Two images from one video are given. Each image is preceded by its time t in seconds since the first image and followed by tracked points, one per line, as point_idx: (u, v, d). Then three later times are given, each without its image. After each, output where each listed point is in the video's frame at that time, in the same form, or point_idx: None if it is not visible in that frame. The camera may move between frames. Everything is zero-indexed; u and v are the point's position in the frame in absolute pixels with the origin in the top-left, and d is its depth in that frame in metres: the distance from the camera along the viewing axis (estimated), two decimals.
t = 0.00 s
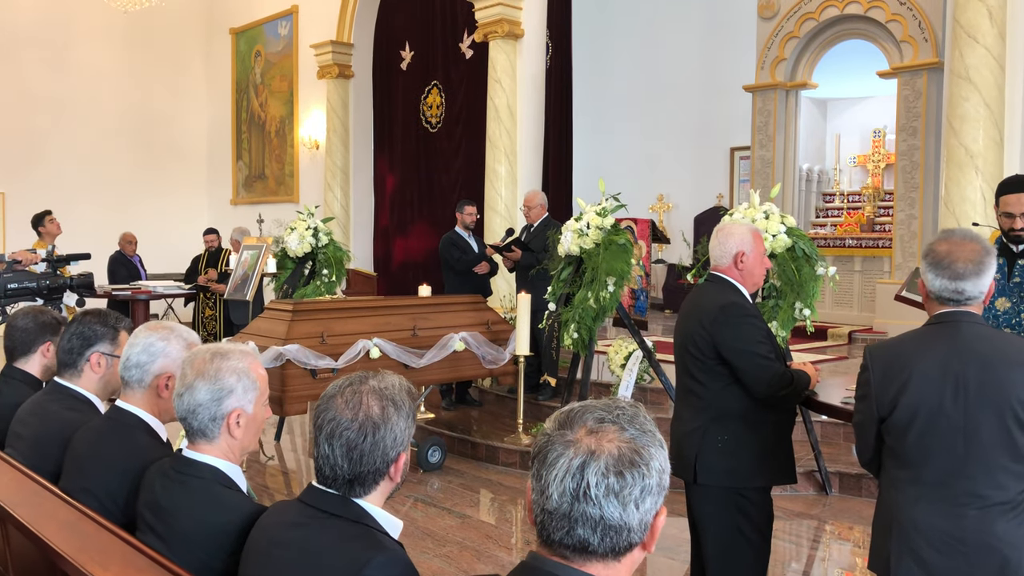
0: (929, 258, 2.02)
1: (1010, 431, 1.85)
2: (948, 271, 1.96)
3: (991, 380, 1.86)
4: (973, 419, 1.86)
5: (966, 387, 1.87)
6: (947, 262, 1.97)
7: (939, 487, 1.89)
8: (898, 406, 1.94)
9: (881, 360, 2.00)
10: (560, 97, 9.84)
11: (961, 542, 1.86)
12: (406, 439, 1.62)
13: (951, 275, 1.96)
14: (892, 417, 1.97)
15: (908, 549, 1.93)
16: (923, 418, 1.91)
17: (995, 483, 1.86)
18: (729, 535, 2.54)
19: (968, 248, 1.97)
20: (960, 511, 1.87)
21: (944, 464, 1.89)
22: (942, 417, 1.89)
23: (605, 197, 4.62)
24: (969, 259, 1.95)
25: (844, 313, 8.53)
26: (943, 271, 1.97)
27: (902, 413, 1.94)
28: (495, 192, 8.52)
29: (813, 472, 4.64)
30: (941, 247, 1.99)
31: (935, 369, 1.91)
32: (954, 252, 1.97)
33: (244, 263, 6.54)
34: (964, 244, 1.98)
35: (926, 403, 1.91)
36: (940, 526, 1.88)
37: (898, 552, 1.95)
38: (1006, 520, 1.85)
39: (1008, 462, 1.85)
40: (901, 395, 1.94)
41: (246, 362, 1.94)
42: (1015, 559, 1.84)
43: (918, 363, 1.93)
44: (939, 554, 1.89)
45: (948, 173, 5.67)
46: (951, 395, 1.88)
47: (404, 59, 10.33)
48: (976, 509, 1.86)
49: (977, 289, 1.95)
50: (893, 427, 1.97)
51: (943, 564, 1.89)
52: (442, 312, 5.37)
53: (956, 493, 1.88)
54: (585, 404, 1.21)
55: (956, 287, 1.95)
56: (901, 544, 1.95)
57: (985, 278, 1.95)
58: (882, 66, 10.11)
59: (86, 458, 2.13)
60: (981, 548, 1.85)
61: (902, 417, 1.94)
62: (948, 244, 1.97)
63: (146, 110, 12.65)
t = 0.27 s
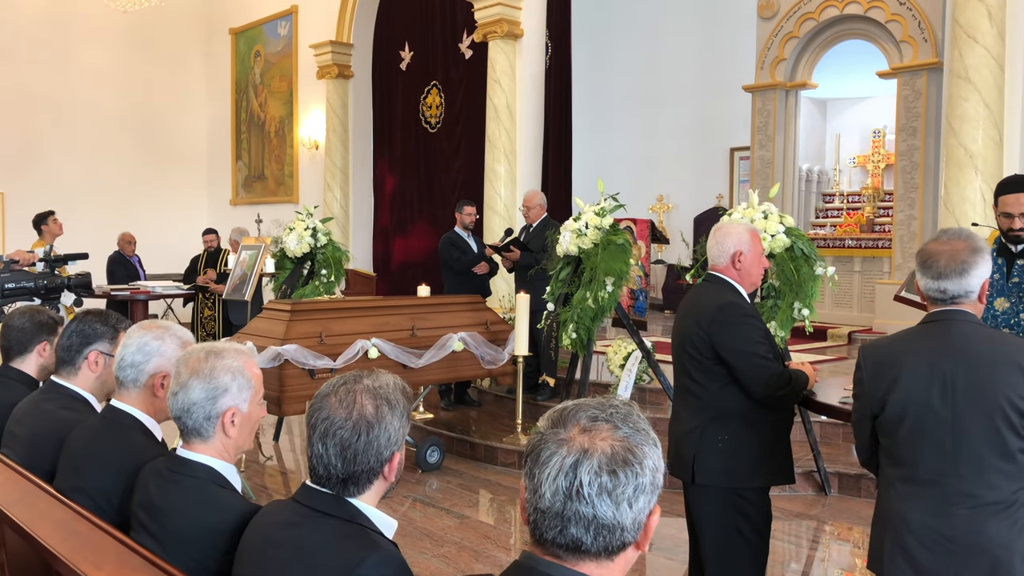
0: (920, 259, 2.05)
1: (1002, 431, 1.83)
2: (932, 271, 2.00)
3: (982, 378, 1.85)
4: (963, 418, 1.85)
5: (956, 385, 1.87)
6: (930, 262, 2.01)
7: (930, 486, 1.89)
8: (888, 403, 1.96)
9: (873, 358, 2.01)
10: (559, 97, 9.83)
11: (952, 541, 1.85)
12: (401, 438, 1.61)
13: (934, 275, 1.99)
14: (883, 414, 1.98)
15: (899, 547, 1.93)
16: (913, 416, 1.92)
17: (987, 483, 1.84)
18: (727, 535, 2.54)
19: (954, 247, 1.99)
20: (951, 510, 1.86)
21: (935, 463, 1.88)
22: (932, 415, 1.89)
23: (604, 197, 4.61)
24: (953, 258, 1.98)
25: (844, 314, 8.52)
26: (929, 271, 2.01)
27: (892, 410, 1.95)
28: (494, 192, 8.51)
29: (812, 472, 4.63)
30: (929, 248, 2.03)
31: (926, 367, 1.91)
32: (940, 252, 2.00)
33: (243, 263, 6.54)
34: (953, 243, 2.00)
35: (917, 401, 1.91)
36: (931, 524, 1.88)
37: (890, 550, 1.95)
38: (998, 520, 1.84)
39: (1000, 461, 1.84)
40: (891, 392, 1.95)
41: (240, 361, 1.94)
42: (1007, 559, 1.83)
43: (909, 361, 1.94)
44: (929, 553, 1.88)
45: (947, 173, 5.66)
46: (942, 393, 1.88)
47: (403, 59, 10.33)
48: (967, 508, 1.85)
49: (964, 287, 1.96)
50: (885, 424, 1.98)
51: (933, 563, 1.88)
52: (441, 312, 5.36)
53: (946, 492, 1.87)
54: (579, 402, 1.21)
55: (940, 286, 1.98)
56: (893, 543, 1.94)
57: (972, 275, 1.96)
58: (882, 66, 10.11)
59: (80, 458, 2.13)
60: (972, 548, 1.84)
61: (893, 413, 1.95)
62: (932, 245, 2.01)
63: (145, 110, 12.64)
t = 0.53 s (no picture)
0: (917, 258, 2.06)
1: (996, 429, 1.83)
2: (926, 269, 2.01)
3: (976, 377, 1.85)
4: (956, 416, 1.85)
5: (949, 383, 1.87)
6: (924, 260, 2.02)
7: (925, 484, 1.88)
8: (882, 402, 1.96)
9: (869, 356, 2.02)
10: (558, 97, 9.82)
11: (946, 540, 1.85)
12: (394, 438, 1.61)
13: (928, 273, 2.00)
14: (878, 412, 1.98)
15: (895, 546, 1.93)
16: (907, 414, 1.91)
17: (982, 482, 1.83)
18: (725, 535, 2.53)
19: (949, 246, 1.99)
20: (946, 509, 1.85)
21: (930, 461, 1.88)
22: (925, 414, 1.89)
23: (602, 196, 4.60)
24: (946, 256, 1.98)
25: (843, 313, 8.52)
26: (923, 269, 2.02)
27: (886, 408, 1.95)
28: (493, 192, 8.51)
29: (811, 472, 4.62)
30: (924, 247, 2.04)
31: (920, 366, 1.91)
32: (934, 250, 2.01)
33: (241, 263, 6.53)
34: (948, 242, 2.00)
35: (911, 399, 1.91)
36: (925, 524, 1.87)
37: (887, 549, 1.95)
38: (993, 520, 1.83)
39: (995, 460, 1.83)
40: (884, 391, 1.96)
41: (235, 360, 1.93)
42: (1003, 559, 1.82)
43: (903, 359, 1.94)
44: (924, 552, 1.87)
45: (946, 172, 5.66)
46: (935, 391, 1.88)
47: (402, 59, 10.32)
48: (962, 507, 1.84)
49: (959, 285, 1.95)
50: (879, 423, 1.98)
51: (928, 563, 1.87)
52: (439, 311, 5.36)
53: (941, 491, 1.86)
54: (571, 401, 1.20)
55: (934, 285, 1.98)
56: (889, 541, 1.94)
57: (966, 273, 1.96)
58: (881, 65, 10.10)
59: (75, 458, 2.12)
60: (967, 547, 1.83)
61: (887, 412, 1.95)
62: (926, 243, 2.02)
63: (144, 110, 12.63)
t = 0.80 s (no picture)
0: (928, 255, 2.03)
1: (996, 429, 1.83)
2: (944, 268, 1.97)
3: (976, 376, 1.85)
4: (957, 415, 1.85)
5: (950, 382, 1.87)
6: (944, 259, 1.98)
7: (925, 484, 1.88)
8: (882, 401, 1.96)
9: (870, 355, 2.02)
10: (557, 97, 9.82)
11: (945, 539, 1.84)
12: (387, 437, 1.61)
13: (946, 272, 1.96)
14: (879, 412, 1.98)
15: (894, 546, 1.93)
16: (907, 413, 1.91)
17: (982, 481, 1.83)
18: (722, 535, 2.53)
19: (967, 247, 1.97)
20: (946, 509, 1.85)
21: (930, 461, 1.88)
22: (926, 413, 1.89)
23: (600, 196, 4.60)
24: (967, 258, 1.96)
25: (842, 313, 8.53)
26: (940, 268, 1.98)
27: (887, 407, 1.95)
28: (492, 192, 8.51)
29: (808, 471, 4.63)
30: (939, 245, 2.00)
31: (920, 365, 1.91)
32: (952, 250, 1.98)
33: (239, 262, 6.53)
34: (963, 242, 1.98)
35: (912, 398, 1.91)
36: (925, 523, 1.87)
37: (885, 548, 1.95)
38: (993, 520, 1.83)
39: (995, 460, 1.83)
40: (885, 390, 1.95)
41: (229, 359, 1.93)
42: (1002, 559, 1.81)
43: (904, 358, 1.94)
44: (923, 551, 1.87)
45: (944, 172, 5.66)
46: (937, 390, 1.88)
47: (401, 59, 10.32)
48: (962, 507, 1.84)
49: (972, 287, 1.95)
50: (880, 422, 1.98)
51: (927, 562, 1.87)
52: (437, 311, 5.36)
53: (941, 491, 1.86)
54: (561, 400, 1.20)
55: (951, 285, 1.95)
56: (888, 541, 1.94)
57: (982, 276, 1.95)
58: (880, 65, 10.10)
59: (70, 458, 2.12)
60: (966, 547, 1.83)
61: (887, 411, 1.95)
62: (946, 242, 1.98)
63: (143, 110, 12.63)
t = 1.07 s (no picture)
0: (938, 254, 2.00)
1: (1002, 432, 1.84)
2: (959, 269, 1.95)
3: (985, 378, 1.85)
4: (965, 418, 1.86)
5: (960, 384, 1.87)
6: (959, 260, 1.96)
7: (930, 485, 1.89)
8: (890, 402, 1.94)
9: (877, 355, 2.00)
10: (551, 97, 9.82)
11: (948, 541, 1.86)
12: (377, 438, 1.61)
13: (962, 273, 1.95)
14: (884, 412, 1.97)
15: (894, 547, 1.93)
16: (915, 415, 1.91)
17: (987, 483, 1.85)
18: (713, 535, 2.54)
19: (980, 249, 1.96)
20: (950, 511, 1.86)
21: (935, 463, 1.88)
22: (933, 415, 1.88)
23: (594, 197, 4.61)
24: (981, 260, 1.95)
25: (835, 313, 8.55)
26: (955, 268, 1.96)
27: (894, 408, 1.94)
28: (486, 192, 8.50)
29: (801, 471, 4.64)
30: (951, 244, 1.98)
31: (928, 366, 1.91)
32: (966, 251, 1.96)
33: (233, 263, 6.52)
34: (975, 244, 1.97)
35: (920, 399, 1.90)
36: (927, 525, 1.88)
37: (885, 549, 1.95)
38: (996, 522, 1.84)
39: (1000, 462, 1.85)
40: (893, 391, 1.94)
41: (221, 359, 1.93)
42: (1003, 560, 1.83)
43: (912, 359, 1.93)
44: (925, 553, 1.88)
45: (937, 173, 5.68)
46: (946, 392, 1.88)
47: (396, 59, 10.31)
48: (967, 509, 1.85)
49: (984, 290, 1.94)
50: (885, 423, 1.96)
51: (928, 563, 1.88)
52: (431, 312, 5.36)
53: (945, 492, 1.87)
54: (551, 402, 1.20)
55: (965, 286, 1.94)
56: (888, 541, 1.95)
57: (993, 279, 1.95)
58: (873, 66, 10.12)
59: (61, 459, 2.11)
60: (969, 548, 1.85)
61: (894, 412, 1.94)
62: (961, 243, 1.96)
63: (136, 110, 12.59)
